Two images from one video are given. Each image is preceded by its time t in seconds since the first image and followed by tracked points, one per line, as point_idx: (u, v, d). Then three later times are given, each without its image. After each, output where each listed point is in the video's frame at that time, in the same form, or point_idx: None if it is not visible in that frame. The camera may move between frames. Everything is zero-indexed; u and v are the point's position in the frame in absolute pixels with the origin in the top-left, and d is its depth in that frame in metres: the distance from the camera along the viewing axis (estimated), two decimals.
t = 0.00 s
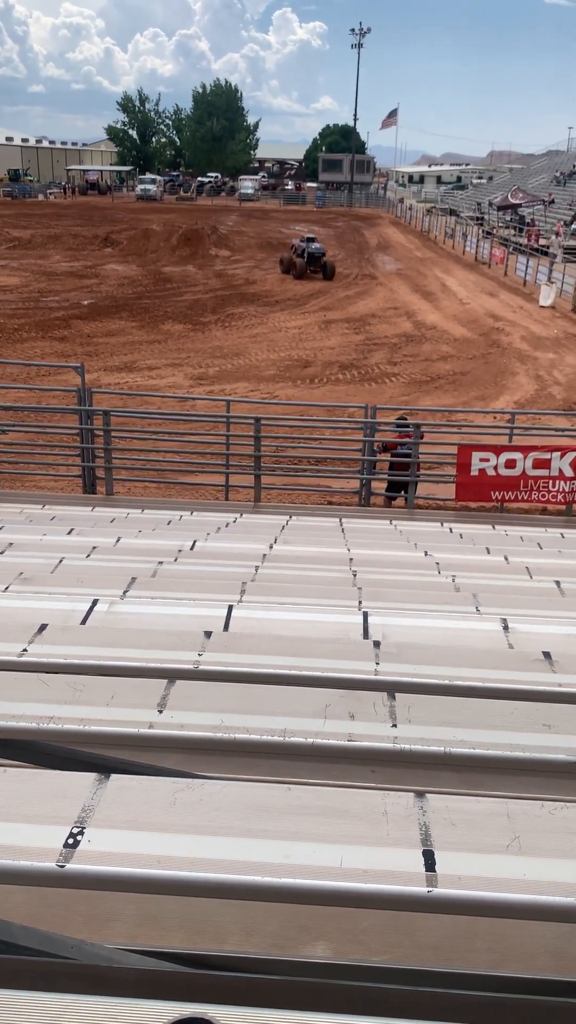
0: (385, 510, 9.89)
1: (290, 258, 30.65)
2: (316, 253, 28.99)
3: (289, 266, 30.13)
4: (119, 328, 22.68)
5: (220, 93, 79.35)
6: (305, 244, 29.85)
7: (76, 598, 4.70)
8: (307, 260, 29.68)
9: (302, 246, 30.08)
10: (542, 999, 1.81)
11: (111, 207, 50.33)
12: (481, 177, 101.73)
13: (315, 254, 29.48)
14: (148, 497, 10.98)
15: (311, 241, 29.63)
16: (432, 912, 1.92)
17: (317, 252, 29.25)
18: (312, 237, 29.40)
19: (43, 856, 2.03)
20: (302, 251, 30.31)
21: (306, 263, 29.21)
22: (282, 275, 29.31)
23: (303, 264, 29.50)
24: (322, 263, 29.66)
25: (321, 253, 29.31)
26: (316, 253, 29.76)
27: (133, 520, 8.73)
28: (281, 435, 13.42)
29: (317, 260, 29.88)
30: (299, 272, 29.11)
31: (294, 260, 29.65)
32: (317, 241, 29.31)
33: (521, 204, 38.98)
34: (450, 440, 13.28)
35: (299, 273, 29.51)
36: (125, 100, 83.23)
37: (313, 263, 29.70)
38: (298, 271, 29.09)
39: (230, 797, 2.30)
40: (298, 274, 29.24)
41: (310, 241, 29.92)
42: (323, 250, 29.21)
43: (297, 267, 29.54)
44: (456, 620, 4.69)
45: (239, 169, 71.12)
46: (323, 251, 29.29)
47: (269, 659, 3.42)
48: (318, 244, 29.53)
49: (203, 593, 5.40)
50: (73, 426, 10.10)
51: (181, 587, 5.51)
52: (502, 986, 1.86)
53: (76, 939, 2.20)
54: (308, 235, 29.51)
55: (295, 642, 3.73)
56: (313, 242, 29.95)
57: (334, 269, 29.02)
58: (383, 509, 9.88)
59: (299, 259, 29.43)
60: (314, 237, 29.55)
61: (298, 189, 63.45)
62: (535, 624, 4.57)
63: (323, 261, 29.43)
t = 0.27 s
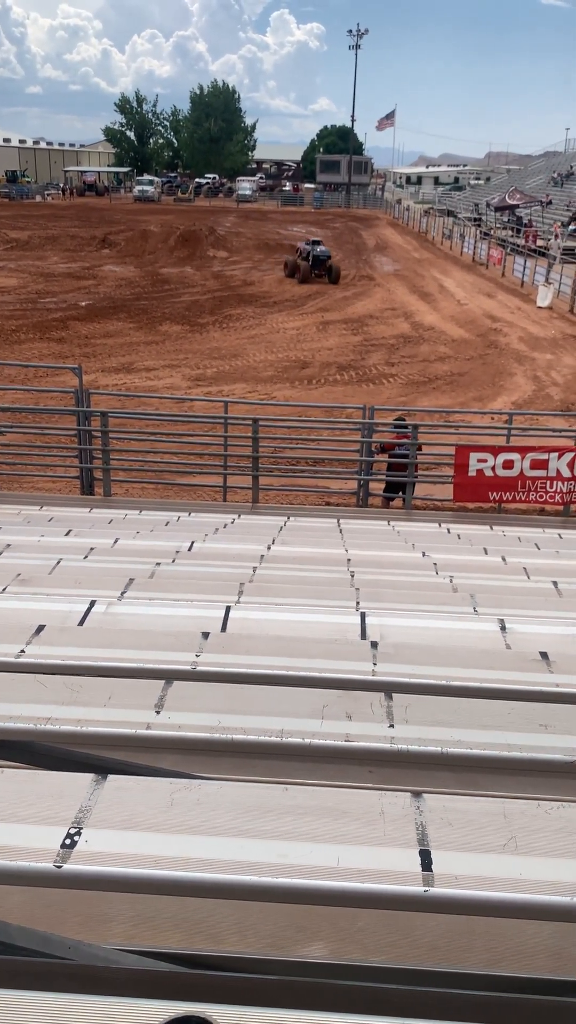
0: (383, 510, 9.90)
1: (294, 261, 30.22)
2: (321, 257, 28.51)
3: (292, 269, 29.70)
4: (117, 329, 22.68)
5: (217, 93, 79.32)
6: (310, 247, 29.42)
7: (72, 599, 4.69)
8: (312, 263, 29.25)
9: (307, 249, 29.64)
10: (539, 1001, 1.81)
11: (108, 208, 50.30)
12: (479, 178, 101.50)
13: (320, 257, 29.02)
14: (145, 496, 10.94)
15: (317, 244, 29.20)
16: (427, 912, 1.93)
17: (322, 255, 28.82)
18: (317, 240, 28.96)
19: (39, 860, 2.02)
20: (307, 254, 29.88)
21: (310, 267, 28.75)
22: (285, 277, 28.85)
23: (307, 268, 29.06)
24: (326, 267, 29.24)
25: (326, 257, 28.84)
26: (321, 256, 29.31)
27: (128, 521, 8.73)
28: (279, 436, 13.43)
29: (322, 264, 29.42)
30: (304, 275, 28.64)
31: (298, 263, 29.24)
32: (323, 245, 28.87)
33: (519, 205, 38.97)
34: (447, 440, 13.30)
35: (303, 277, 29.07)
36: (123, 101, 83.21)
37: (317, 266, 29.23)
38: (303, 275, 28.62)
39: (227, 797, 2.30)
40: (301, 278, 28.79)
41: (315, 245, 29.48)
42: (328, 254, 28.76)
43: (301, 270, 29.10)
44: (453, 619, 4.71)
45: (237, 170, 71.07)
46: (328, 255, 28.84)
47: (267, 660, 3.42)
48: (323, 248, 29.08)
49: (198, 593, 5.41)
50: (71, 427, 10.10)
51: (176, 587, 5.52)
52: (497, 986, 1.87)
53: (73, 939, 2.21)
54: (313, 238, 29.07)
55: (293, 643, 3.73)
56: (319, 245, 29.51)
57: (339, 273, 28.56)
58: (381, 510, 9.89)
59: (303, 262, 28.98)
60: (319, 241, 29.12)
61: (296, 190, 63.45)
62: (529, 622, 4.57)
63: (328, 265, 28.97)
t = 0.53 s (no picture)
0: (382, 513, 9.89)
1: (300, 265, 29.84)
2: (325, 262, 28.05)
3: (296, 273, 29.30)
4: (116, 331, 22.68)
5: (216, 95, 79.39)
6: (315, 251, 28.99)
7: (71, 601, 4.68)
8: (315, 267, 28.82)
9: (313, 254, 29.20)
10: (537, 1003, 1.81)
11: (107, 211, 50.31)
12: (477, 179, 101.50)
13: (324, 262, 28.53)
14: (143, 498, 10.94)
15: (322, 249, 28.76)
16: (427, 914, 1.93)
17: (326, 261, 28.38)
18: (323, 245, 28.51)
19: (38, 862, 2.02)
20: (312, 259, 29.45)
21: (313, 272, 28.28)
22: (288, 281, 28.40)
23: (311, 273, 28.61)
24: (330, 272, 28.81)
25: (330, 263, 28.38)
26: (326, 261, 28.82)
27: (126, 522, 8.72)
28: (278, 438, 13.44)
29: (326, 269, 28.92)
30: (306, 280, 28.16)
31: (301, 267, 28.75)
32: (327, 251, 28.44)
33: (518, 208, 38.97)
34: (446, 442, 13.30)
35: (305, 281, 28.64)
36: (122, 104, 83.22)
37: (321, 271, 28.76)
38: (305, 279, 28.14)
39: (227, 799, 2.30)
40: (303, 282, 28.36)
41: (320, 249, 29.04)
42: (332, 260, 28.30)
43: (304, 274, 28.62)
44: (451, 621, 4.71)
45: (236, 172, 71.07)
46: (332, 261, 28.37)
47: (266, 662, 3.42)
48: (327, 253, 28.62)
49: (196, 596, 5.41)
50: (70, 429, 10.10)
51: (175, 589, 5.51)
52: (496, 986, 1.87)
53: (72, 942, 2.20)
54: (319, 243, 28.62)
55: (292, 645, 3.73)
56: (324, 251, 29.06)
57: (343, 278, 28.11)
58: (380, 512, 9.89)
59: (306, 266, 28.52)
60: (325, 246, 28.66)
61: (295, 192, 63.49)
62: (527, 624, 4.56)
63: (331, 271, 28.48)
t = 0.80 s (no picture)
0: (381, 515, 9.91)
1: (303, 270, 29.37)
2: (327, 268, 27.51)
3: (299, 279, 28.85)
4: (116, 334, 22.69)
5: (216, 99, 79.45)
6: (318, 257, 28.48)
7: (72, 604, 4.68)
8: (318, 273, 28.36)
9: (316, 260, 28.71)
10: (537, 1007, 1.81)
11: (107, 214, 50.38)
12: (476, 183, 101.65)
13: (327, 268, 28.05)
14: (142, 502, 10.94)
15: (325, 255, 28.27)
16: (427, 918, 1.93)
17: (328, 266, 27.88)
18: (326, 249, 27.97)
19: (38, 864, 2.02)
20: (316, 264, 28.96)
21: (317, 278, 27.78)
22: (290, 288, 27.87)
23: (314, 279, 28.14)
24: (334, 277, 28.33)
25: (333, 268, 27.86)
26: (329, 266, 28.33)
27: (126, 525, 8.73)
28: (276, 440, 13.45)
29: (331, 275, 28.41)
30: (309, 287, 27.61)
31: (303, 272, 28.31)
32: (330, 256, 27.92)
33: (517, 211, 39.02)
34: (445, 446, 13.32)
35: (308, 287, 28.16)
36: (122, 107, 83.33)
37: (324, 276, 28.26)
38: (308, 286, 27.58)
39: (227, 803, 2.30)
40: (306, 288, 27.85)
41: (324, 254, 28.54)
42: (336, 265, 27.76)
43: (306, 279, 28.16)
44: (451, 624, 4.71)
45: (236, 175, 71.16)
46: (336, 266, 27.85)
47: (267, 666, 3.43)
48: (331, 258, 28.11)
49: (195, 598, 5.41)
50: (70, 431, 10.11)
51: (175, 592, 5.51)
52: (495, 990, 1.87)
53: (72, 945, 2.20)
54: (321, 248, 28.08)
55: (292, 648, 3.73)
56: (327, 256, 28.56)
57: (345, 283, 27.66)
58: (379, 515, 9.90)
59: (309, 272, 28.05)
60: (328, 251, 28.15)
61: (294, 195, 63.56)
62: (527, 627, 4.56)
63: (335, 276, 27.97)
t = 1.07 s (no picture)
0: (380, 519, 9.91)
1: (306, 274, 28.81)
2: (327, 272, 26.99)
3: (300, 286, 28.40)
4: (115, 337, 22.68)
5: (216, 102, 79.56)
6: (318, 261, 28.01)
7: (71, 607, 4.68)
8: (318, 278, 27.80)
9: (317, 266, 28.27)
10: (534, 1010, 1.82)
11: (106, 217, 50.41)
12: (476, 186, 101.76)
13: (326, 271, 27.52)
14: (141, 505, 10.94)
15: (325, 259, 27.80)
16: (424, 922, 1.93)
17: (328, 270, 27.36)
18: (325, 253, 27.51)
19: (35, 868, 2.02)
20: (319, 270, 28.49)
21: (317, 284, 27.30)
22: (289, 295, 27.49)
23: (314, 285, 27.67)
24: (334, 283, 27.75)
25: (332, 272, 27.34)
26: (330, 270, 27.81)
27: (126, 528, 8.74)
28: (275, 444, 13.47)
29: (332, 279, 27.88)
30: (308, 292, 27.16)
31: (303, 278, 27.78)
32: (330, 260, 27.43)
33: (516, 215, 39.04)
34: (444, 450, 13.32)
35: (308, 293, 27.71)
36: (122, 110, 83.38)
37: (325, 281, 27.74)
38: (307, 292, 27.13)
39: (224, 808, 2.29)
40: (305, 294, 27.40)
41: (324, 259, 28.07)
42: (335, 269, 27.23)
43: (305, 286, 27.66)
44: (449, 627, 4.72)
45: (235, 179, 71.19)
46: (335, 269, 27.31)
47: (265, 670, 3.43)
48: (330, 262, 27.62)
49: (193, 602, 5.41)
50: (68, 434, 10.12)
51: (173, 595, 5.52)
52: (492, 994, 1.87)
53: (69, 949, 2.19)
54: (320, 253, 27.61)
55: (289, 652, 3.72)
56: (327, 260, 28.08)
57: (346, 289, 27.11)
58: (378, 518, 9.90)
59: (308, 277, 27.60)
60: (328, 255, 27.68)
61: (294, 199, 63.61)
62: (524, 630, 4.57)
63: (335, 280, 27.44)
